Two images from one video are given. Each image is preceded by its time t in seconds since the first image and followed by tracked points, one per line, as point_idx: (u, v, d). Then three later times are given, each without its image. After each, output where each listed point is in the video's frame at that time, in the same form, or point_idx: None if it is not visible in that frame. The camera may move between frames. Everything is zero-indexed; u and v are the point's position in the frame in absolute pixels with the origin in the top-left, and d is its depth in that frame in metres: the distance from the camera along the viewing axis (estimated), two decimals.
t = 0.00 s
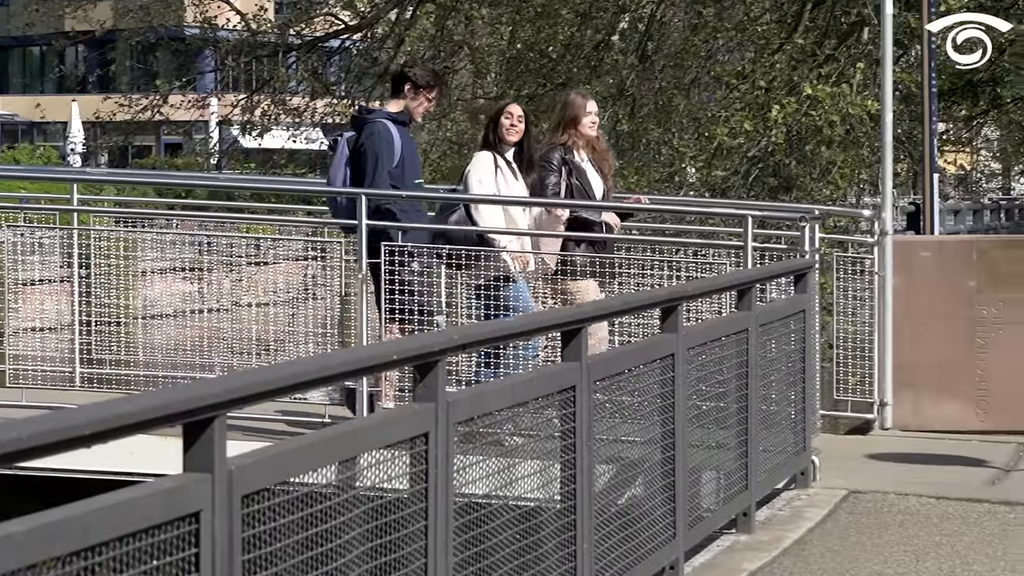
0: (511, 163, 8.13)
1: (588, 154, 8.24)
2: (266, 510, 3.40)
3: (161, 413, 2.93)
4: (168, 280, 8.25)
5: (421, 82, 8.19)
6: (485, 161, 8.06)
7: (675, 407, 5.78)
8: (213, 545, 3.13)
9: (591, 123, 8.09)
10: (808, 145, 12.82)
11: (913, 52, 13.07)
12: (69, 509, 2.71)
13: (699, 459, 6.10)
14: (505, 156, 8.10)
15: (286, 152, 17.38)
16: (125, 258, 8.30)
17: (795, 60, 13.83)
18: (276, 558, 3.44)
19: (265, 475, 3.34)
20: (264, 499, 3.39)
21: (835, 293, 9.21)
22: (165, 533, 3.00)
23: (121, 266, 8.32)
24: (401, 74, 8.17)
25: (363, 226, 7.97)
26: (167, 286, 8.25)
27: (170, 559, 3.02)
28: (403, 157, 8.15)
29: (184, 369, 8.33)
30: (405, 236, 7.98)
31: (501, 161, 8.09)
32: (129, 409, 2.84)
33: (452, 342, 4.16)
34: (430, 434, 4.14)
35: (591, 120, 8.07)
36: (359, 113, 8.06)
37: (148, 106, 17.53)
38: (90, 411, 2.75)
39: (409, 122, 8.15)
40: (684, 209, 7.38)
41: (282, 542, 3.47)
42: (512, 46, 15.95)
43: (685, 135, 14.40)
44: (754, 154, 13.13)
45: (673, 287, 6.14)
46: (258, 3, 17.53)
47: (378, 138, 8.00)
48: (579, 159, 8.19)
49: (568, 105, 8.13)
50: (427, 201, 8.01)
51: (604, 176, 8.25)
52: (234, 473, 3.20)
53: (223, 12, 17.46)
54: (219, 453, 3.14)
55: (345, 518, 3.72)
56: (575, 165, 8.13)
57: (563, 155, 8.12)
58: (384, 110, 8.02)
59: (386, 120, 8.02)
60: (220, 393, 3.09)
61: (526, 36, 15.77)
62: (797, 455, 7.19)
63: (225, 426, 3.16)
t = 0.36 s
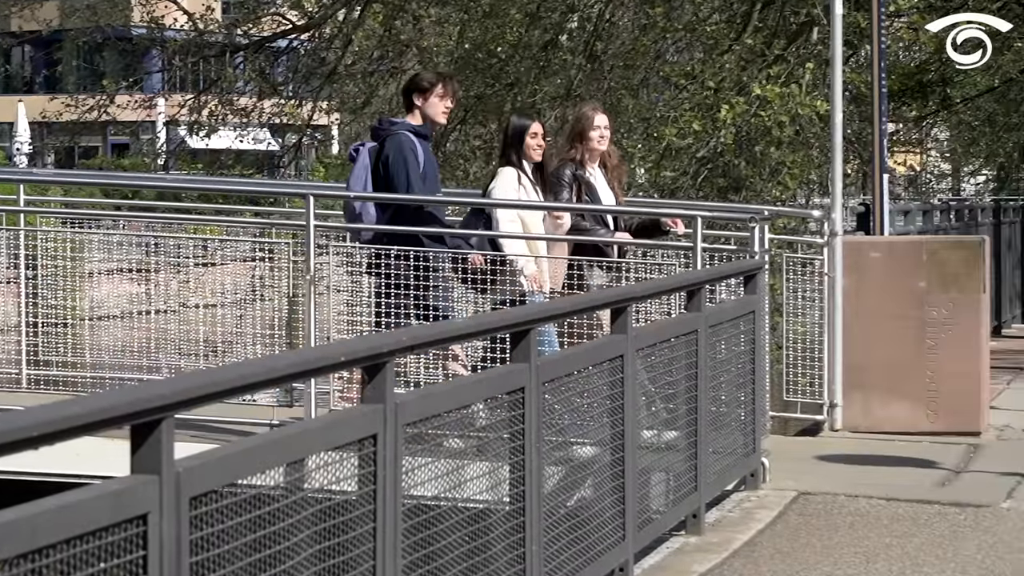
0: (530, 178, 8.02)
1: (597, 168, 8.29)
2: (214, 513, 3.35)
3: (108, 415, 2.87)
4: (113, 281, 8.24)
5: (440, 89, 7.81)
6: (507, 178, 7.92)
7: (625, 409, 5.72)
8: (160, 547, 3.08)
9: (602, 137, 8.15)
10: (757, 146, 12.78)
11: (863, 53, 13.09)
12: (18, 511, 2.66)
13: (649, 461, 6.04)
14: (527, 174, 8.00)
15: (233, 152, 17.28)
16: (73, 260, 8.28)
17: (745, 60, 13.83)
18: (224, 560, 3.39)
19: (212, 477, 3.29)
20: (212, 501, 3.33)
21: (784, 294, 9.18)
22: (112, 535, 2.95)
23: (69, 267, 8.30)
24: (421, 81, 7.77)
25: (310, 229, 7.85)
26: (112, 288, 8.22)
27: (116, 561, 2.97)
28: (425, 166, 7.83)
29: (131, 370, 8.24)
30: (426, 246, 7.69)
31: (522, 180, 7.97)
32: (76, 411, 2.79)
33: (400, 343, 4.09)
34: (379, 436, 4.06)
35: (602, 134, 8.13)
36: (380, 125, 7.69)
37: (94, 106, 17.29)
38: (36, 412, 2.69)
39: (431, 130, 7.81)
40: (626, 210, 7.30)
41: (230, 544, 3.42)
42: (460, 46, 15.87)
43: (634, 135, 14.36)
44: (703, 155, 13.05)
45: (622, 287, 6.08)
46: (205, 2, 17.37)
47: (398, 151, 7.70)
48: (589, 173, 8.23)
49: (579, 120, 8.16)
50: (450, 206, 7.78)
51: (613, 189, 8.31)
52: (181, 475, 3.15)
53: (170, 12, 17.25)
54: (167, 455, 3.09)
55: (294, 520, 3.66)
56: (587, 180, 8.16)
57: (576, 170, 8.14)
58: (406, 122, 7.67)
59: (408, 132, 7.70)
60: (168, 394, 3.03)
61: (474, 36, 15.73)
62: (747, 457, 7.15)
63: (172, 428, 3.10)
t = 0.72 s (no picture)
0: (554, 174, 7.86)
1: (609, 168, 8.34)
2: (165, 515, 3.26)
3: (58, 417, 2.79)
4: (64, 282, 8.07)
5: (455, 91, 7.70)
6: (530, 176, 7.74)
7: (580, 410, 5.64)
8: (112, 550, 2.99)
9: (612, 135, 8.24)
10: (713, 147, 12.69)
11: (819, 52, 13.10)
12: None
13: (605, 462, 5.97)
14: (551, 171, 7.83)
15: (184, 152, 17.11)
16: (22, 260, 8.14)
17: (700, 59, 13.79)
18: (176, 563, 3.30)
19: (164, 478, 3.20)
20: (164, 503, 3.24)
21: (740, 295, 9.18)
22: (63, 538, 2.87)
23: (18, 267, 8.15)
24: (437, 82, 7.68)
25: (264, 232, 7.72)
26: (63, 289, 8.06)
27: (66, 565, 2.89)
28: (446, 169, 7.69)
29: (80, 371, 8.11)
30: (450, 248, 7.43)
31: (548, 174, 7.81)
32: (25, 412, 2.70)
33: (354, 344, 3.99)
34: (331, 438, 3.97)
35: (613, 131, 8.24)
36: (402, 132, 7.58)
37: (44, 105, 17.03)
38: None
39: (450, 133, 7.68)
40: (580, 209, 7.21)
41: (182, 547, 3.33)
42: (413, 45, 15.76)
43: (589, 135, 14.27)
44: (658, 155, 13.01)
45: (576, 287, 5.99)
46: None
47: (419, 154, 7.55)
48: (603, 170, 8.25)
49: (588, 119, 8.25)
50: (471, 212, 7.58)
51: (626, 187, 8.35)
52: (133, 477, 3.06)
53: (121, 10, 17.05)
54: (119, 457, 3.00)
55: (246, 522, 3.58)
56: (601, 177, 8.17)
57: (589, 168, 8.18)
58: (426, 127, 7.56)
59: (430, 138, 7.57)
60: (118, 395, 2.95)
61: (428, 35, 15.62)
62: (703, 459, 7.07)
63: (124, 429, 3.02)
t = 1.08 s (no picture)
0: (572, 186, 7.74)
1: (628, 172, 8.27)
2: (120, 518, 3.17)
3: (13, 418, 2.70)
4: (17, 283, 8.00)
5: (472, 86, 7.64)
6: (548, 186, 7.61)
7: (537, 412, 5.56)
8: (65, 554, 2.91)
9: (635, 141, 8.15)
10: (670, 146, 12.62)
11: (777, 51, 13.09)
12: None
13: (563, 464, 5.89)
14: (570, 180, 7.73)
15: (138, 152, 16.95)
16: None
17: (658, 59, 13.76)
18: (128, 567, 3.22)
19: (119, 481, 3.11)
20: (118, 506, 3.16)
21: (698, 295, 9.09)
22: (16, 541, 2.79)
23: None
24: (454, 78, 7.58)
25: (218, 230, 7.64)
26: (16, 289, 7.98)
27: (19, 568, 2.81)
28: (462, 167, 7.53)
29: (34, 372, 8.01)
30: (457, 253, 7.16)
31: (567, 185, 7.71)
32: None
33: (310, 346, 3.90)
34: (287, 440, 3.88)
35: (635, 138, 8.13)
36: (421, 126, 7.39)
37: None
38: None
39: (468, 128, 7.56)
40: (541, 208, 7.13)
41: (136, 550, 3.25)
42: (369, 44, 15.64)
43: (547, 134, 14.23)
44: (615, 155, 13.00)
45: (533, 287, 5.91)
46: None
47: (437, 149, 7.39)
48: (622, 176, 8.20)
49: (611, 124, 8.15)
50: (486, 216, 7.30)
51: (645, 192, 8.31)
52: (86, 479, 2.98)
53: (74, 10, 16.86)
54: (73, 459, 2.92)
55: (201, 525, 3.49)
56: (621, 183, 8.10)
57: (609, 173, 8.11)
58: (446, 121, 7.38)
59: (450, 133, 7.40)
60: (73, 396, 2.86)
61: (383, 33, 15.51)
62: (660, 460, 7.01)
63: (78, 431, 2.93)
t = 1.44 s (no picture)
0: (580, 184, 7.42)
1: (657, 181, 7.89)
2: (75, 520, 3.11)
3: None
4: None
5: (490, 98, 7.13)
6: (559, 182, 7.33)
7: (495, 412, 5.50)
8: (20, 557, 2.85)
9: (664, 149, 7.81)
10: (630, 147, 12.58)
11: (736, 50, 13.09)
12: None
13: (520, 465, 5.82)
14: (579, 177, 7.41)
15: (94, 151, 16.78)
16: None
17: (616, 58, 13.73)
18: (84, 570, 3.16)
19: (76, 482, 3.05)
20: (73, 508, 3.09)
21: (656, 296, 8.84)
22: None
23: None
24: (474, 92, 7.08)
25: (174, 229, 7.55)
26: None
27: None
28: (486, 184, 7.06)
29: None
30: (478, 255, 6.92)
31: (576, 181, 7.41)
32: None
33: (266, 346, 3.82)
34: (244, 441, 3.80)
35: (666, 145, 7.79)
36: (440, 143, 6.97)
37: None
38: None
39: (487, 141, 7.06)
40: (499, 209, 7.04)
41: (93, 551, 3.19)
42: (326, 43, 15.54)
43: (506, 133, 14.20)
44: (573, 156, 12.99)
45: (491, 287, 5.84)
46: None
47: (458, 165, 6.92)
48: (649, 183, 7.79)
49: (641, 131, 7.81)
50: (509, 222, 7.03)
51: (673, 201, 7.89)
52: (43, 480, 2.91)
53: (28, 8, 16.65)
54: (28, 461, 2.85)
55: (158, 526, 3.43)
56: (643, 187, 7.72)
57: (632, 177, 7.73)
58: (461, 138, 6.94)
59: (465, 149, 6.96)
60: (28, 397, 2.80)
61: (340, 32, 15.39)
62: (619, 461, 6.95)
63: (33, 432, 2.87)
